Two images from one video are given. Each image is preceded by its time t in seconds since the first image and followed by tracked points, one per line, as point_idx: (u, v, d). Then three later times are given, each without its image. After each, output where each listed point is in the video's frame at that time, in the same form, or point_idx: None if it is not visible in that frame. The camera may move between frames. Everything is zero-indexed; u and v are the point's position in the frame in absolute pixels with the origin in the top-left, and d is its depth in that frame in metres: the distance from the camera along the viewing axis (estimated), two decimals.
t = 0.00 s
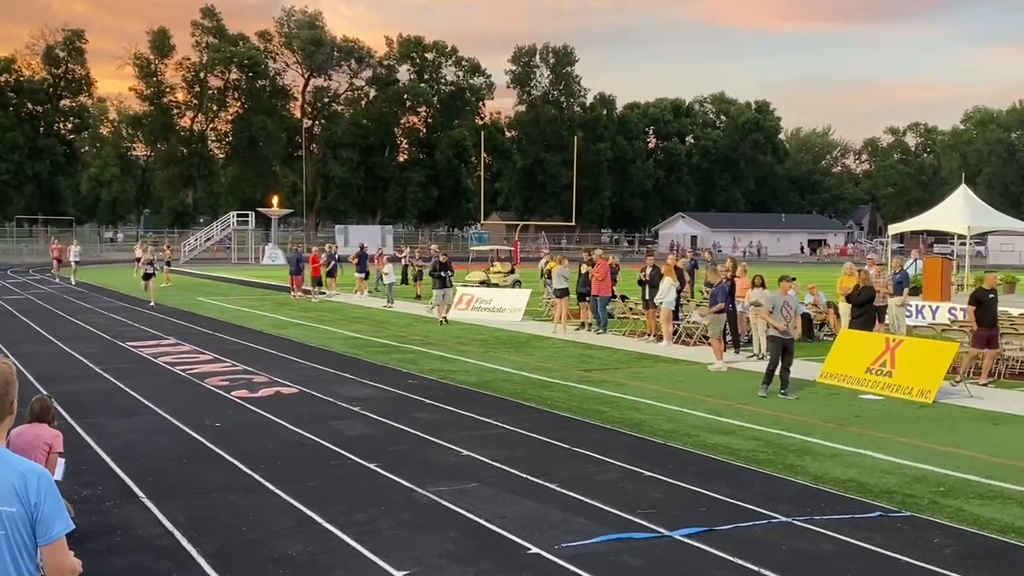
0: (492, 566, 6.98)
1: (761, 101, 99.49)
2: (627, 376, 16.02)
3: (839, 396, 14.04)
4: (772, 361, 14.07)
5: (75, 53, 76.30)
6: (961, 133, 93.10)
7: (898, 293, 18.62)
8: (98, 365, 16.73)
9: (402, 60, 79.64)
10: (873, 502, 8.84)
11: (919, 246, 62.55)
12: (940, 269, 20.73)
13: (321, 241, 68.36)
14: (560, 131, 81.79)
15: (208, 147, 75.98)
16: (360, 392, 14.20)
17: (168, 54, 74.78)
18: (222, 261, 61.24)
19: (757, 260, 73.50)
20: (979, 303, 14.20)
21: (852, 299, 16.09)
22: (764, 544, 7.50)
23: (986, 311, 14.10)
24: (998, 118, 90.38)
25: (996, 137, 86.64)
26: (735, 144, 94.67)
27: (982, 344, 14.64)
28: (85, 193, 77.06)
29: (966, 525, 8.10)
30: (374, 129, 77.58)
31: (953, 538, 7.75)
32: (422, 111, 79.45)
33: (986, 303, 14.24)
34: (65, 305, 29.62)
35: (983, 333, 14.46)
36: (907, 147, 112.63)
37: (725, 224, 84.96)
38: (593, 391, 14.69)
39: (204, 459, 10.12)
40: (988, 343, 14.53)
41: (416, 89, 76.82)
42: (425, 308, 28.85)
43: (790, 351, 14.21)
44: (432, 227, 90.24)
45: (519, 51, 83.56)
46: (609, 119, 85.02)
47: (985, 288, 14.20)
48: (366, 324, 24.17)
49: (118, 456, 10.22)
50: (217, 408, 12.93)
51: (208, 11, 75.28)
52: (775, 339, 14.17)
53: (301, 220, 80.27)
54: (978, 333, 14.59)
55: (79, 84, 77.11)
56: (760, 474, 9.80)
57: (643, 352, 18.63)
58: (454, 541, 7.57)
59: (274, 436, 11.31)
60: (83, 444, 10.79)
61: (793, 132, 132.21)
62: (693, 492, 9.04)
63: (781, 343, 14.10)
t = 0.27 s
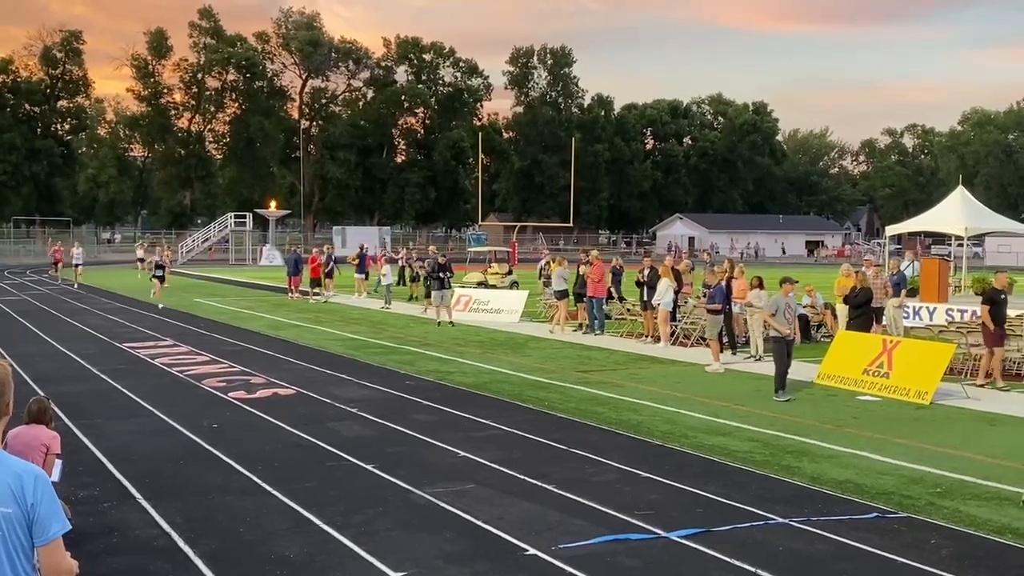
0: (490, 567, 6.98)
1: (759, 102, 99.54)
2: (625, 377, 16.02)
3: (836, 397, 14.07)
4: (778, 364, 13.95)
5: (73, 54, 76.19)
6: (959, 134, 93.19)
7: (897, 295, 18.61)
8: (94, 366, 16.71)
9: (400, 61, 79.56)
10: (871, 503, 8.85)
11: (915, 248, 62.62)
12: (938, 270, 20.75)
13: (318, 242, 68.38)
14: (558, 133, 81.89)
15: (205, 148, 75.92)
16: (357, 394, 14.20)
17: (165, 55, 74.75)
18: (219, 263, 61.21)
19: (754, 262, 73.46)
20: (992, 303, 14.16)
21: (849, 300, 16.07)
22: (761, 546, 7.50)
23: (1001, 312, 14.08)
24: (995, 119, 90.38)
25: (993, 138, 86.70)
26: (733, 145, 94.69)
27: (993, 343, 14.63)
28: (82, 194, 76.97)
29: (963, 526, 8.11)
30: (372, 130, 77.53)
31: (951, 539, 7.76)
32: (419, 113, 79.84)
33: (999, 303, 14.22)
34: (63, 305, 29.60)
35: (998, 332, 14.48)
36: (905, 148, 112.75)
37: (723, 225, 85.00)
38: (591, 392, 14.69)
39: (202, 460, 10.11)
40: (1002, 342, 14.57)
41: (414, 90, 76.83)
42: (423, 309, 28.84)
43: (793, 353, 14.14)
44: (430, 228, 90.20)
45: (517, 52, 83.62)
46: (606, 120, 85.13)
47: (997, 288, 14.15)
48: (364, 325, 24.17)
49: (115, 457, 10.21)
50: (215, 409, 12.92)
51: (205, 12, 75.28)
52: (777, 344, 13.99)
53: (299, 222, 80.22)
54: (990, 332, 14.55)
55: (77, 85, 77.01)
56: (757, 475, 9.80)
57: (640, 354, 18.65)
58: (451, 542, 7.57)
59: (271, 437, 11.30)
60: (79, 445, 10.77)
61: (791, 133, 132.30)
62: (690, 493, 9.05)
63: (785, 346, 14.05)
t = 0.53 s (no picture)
0: (486, 569, 6.98)
1: (755, 104, 99.66)
2: (622, 379, 16.01)
3: (832, 399, 14.09)
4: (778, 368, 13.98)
5: (69, 55, 76.08)
6: (954, 136, 93.43)
7: (893, 296, 18.61)
8: (91, 367, 16.68)
9: (397, 63, 79.52)
10: (867, 504, 8.85)
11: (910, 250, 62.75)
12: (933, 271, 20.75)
13: (315, 243, 68.39)
14: (555, 134, 81.99)
15: (202, 149, 75.84)
16: (354, 395, 14.18)
17: (162, 56, 74.71)
18: (216, 264, 61.22)
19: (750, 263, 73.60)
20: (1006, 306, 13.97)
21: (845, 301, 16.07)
22: (758, 547, 7.50)
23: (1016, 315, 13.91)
24: (991, 121, 90.53)
25: (989, 140, 86.90)
26: (730, 147, 94.78)
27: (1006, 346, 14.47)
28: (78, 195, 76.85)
29: (959, 528, 8.12)
30: (369, 132, 77.52)
31: (947, 539, 7.77)
32: (416, 113, 79.38)
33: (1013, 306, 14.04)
34: (58, 307, 29.54)
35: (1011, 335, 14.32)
36: (901, 150, 113.02)
37: (719, 227, 85.14)
38: (587, 393, 14.69)
39: (198, 462, 10.10)
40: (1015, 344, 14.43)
41: (410, 92, 76.87)
42: (419, 311, 28.83)
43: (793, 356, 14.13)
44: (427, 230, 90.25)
45: (514, 53, 83.75)
46: (603, 121, 85.28)
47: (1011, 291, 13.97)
48: (360, 327, 24.14)
49: (111, 458, 10.20)
50: (211, 411, 12.90)
51: (202, 13, 75.26)
52: (777, 346, 14.03)
53: (295, 223, 80.22)
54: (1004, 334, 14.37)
55: (73, 86, 76.85)
56: (753, 476, 9.80)
57: (637, 355, 18.65)
58: (447, 543, 7.56)
59: (267, 439, 11.28)
60: (76, 447, 10.75)
61: (787, 135, 132.51)
62: (687, 495, 9.05)
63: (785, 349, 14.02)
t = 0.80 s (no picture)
0: (482, 570, 6.99)
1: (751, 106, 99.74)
2: (618, 380, 16.03)
3: (827, 400, 14.10)
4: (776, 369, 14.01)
5: (64, 56, 75.89)
6: (950, 137, 93.58)
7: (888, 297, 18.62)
8: (86, 369, 16.66)
9: (393, 64, 79.43)
10: (862, 505, 8.87)
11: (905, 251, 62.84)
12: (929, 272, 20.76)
13: (310, 244, 68.32)
14: (551, 135, 82.06)
15: (197, 150, 75.72)
16: (349, 396, 14.17)
17: (157, 57, 74.58)
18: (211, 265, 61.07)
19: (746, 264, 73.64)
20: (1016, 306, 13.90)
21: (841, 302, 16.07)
22: (754, 548, 7.51)
23: None
24: (986, 123, 90.64)
25: (984, 142, 87.03)
26: (726, 148, 94.82)
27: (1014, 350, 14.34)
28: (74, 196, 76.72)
29: (954, 529, 8.14)
30: (365, 133, 77.41)
31: (942, 540, 7.79)
32: (412, 114, 79.19)
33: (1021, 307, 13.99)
34: (53, 308, 29.49)
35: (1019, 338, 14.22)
36: (896, 151, 113.29)
37: (715, 228, 85.23)
38: (583, 394, 14.69)
39: (193, 463, 10.10)
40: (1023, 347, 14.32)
41: (406, 93, 76.84)
42: (414, 312, 28.81)
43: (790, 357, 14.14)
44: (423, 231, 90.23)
45: (510, 54, 83.77)
46: (599, 123, 85.38)
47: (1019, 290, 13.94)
48: (355, 328, 24.13)
49: (107, 459, 10.18)
50: (206, 412, 12.88)
51: (198, 14, 75.15)
52: (775, 348, 14.03)
53: (291, 224, 80.15)
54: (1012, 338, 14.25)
55: (68, 87, 76.66)
56: (749, 477, 9.81)
57: (633, 356, 18.65)
58: (443, 544, 7.57)
59: (263, 440, 11.27)
60: (72, 448, 10.74)
61: (782, 136, 132.70)
62: (682, 495, 9.06)
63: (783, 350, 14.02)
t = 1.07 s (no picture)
0: (476, 570, 6.99)
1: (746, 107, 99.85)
2: (612, 381, 16.02)
3: (822, 401, 14.12)
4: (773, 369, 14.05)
5: (59, 56, 75.76)
6: (944, 139, 93.69)
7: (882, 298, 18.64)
8: (80, 369, 16.64)
9: (388, 64, 79.36)
10: (856, 505, 8.89)
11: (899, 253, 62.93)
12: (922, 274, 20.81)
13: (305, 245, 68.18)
14: (546, 136, 82.09)
15: (192, 150, 75.59)
16: (344, 397, 14.16)
17: (152, 57, 74.43)
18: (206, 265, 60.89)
19: (741, 265, 73.70)
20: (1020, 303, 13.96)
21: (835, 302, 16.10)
22: (748, 549, 7.52)
23: None
24: (980, 124, 90.78)
25: (979, 143, 87.20)
26: (721, 149, 94.90)
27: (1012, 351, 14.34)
28: (67, 197, 76.56)
29: (948, 529, 8.17)
30: (360, 133, 77.29)
31: (935, 540, 7.81)
32: (407, 115, 79.51)
33: None
34: (47, 308, 29.43)
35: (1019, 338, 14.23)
36: (890, 152, 113.54)
37: (710, 229, 85.30)
38: (577, 395, 14.70)
39: (187, 464, 10.08)
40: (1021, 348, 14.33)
41: (401, 93, 76.79)
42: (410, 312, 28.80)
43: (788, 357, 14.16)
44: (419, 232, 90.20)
45: (505, 55, 83.74)
46: (594, 123, 85.48)
47: None
48: (350, 328, 24.13)
49: (100, 460, 10.16)
50: (200, 412, 12.87)
51: (193, 14, 75.03)
52: (773, 350, 14.05)
53: (286, 225, 80.02)
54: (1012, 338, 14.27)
55: (62, 87, 76.53)
56: (743, 478, 9.83)
57: (628, 357, 18.65)
58: (437, 545, 7.57)
59: (257, 441, 11.25)
60: (66, 448, 10.71)
61: (777, 138, 132.91)
62: (677, 496, 9.07)
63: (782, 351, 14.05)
